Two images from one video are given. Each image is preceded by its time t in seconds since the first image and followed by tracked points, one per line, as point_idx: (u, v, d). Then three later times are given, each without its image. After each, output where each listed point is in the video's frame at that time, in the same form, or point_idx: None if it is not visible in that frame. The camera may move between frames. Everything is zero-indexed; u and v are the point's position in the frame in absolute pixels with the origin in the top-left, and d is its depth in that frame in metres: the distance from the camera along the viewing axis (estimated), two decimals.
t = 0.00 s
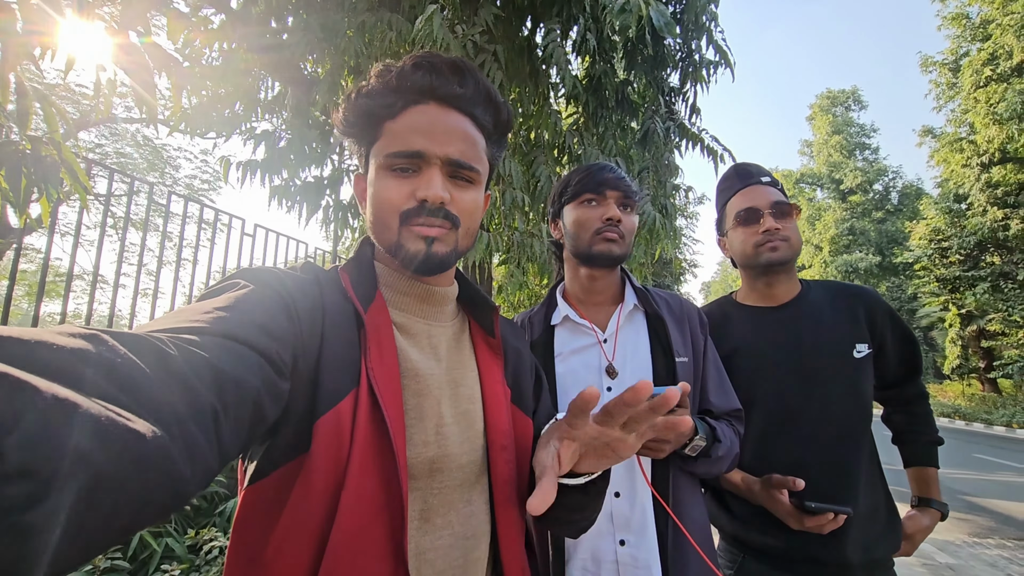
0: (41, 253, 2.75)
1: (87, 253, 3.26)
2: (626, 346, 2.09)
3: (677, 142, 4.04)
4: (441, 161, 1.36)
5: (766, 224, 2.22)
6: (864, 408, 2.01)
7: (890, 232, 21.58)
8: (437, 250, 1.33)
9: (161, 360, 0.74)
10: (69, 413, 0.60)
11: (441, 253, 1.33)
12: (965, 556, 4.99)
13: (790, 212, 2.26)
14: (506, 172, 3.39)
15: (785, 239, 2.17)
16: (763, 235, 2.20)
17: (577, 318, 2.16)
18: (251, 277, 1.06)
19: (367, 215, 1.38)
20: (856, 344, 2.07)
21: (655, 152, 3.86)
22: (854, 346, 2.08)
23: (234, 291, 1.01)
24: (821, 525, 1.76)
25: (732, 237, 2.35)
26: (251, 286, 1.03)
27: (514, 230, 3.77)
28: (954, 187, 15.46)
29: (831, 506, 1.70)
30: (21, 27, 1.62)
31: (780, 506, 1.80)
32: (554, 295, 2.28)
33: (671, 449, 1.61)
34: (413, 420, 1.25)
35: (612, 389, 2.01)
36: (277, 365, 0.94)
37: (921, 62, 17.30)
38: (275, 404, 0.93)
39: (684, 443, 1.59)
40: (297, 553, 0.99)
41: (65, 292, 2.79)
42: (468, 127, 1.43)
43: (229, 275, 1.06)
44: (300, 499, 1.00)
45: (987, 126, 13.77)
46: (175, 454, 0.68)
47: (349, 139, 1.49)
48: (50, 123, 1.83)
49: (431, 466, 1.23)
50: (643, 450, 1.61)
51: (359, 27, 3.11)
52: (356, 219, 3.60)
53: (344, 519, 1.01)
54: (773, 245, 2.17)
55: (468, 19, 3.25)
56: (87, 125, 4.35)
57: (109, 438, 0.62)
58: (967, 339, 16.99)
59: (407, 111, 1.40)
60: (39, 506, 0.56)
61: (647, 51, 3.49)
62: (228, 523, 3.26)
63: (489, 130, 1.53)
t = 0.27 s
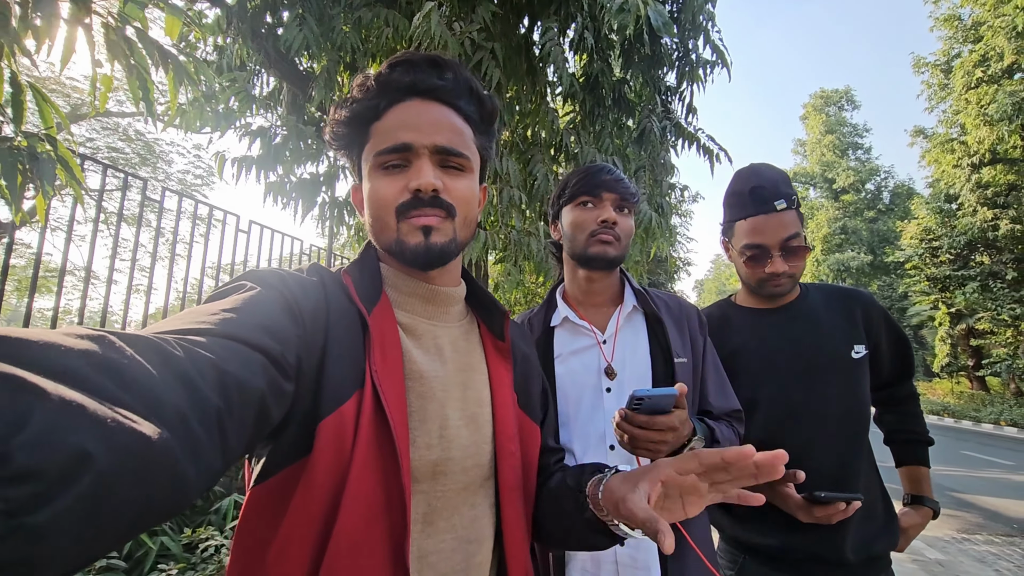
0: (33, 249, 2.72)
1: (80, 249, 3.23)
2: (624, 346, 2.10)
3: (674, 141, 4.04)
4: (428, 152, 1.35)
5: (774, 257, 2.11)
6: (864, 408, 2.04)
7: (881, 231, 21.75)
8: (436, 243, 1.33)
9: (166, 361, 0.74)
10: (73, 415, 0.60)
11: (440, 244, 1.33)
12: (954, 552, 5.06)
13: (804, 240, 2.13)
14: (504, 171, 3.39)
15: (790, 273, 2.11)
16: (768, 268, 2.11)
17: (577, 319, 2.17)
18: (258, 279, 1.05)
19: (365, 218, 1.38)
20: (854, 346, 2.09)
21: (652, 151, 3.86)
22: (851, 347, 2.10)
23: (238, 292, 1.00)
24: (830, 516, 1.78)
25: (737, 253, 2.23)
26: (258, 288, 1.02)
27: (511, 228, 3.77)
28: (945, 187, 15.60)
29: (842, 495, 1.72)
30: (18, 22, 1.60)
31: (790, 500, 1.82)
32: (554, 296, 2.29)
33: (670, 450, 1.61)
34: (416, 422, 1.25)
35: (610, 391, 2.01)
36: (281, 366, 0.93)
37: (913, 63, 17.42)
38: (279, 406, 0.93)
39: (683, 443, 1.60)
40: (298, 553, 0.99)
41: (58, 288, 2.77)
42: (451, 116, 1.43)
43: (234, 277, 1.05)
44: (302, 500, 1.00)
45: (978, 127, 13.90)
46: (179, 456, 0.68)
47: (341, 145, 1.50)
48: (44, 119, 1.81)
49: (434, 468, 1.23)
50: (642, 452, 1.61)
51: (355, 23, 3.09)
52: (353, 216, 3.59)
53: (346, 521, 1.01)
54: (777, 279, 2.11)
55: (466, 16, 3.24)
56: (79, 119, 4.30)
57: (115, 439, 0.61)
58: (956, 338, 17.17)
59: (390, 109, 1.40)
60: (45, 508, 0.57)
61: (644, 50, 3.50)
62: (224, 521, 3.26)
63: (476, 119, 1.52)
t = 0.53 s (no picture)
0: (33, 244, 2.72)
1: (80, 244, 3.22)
2: (628, 344, 2.11)
3: (675, 141, 4.05)
4: (438, 150, 1.36)
5: (776, 266, 2.11)
6: (867, 411, 2.04)
7: (881, 232, 21.78)
8: (448, 240, 1.33)
9: (177, 358, 0.74)
10: (86, 411, 0.60)
11: (452, 242, 1.33)
12: (950, 553, 5.08)
13: (807, 250, 2.13)
14: (505, 169, 3.38)
15: (791, 282, 2.11)
16: (770, 276, 2.11)
17: (582, 316, 2.14)
18: (265, 276, 1.04)
19: (373, 216, 1.38)
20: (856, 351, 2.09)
21: (653, 151, 3.87)
22: (854, 350, 2.11)
23: (247, 290, 1.00)
24: (836, 511, 1.76)
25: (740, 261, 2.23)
26: (267, 286, 1.02)
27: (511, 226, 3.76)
28: (945, 188, 15.60)
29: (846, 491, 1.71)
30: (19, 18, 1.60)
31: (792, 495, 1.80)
32: (556, 291, 2.26)
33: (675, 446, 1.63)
34: (422, 420, 1.25)
35: (616, 388, 2.01)
36: (289, 364, 0.93)
37: (914, 64, 17.41)
38: (287, 403, 0.93)
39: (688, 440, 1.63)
40: (305, 553, 1.00)
41: (58, 284, 2.76)
42: (460, 116, 1.44)
43: (244, 274, 1.04)
44: (311, 499, 1.01)
45: (979, 129, 13.90)
46: (190, 453, 0.68)
47: (348, 142, 1.49)
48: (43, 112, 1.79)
49: (440, 467, 1.24)
50: (648, 447, 1.62)
51: (357, 20, 3.08)
52: (354, 213, 3.58)
53: (354, 520, 1.02)
54: (778, 291, 2.12)
55: (468, 14, 3.23)
56: (78, 114, 4.28)
57: (127, 435, 0.61)
58: (954, 339, 17.21)
59: (400, 108, 1.41)
60: (58, 503, 0.56)
61: (647, 49, 3.51)
62: (223, 517, 3.26)
63: (483, 120, 1.54)
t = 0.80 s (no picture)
0: (38, 242, 2.73)
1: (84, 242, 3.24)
2: (642, 345, 2.13)
3: (679, 140, 4.02)
4: (433, 151, 1.36)
5: (782, 268, 2.09)
6: (872, 416, 2.03)
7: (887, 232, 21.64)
8: (442, 241, 1.32)
9: (162, 361, 0.74)
10: (70, 416, 0.60)
11: (446, 243, 1.33)
12: (956, 556, 5.04)
13: (813, 251, 2.12)
14: (508, 168, 3.38)
15: (798, 283, 2.09)
16: (776, 277, 2.10)
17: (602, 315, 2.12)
18: (253, 277, 1.04)
19: (365, 215, 1.37)
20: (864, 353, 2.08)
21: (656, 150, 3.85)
22: (860, 353, 2.09)
23: (234, 292, 1.00)
24: (840, 516, 1.78)
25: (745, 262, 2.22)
26: (254, 288, 1.02)
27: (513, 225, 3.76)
28: (952, 189, 15.48)
29: (854, 496, 1.73)
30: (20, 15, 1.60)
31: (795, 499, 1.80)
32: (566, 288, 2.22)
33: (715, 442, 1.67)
34: (414, 420, 1.25)
35: (634, 389, 2.02)
36: (278, 366, 0.93)
37: (922, 63, 17.28)
38: (276, 405, 0.93)
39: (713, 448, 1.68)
40: (294, 554, 1.00)
41: (62, 281, 2.78)
42: (455, 118, 1.44)
43: (230, 277, 1.05)
44: (301, 500, 1.01)
45: (987, 128, 13.79)
46: (178, 455, 0.68)
47: (340, 139, 1.47)
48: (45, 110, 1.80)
49: (432, 468, 1.24)
50: (696, 446, 1.63)
51: (360, 18, 3.08)
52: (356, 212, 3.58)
53: (345, 521, 1.01)
54: (784, 292, 2.10)
55: (472, 12, 3.22)
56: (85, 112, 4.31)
57: (112, 438, 0.61)
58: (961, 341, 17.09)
59: (395, 108, 1.40)
60: (44, 508, 0.56)
61: (651, 48, 3.49)
62: (225, 515, 3.27)
63: (476, 122, 1.54)
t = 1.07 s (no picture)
0: (42, 239, 2.74)
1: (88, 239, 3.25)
2: (648, 342, 2.14)
3: (683, 135, 4.01)
4: (442, 147, 1.36)
5: (794, 259, 2.07)
6: (882, 413, 2.01)
7: (893, 227, 21.52)
8: (449, 236, 1.32)
9: (160, 359, 0.74)
10: (70, 414, 0.60)
11: (453, 238, 1.33)
12: (962, 552, 5.03)
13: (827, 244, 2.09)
14: (511, 164, 3.37)
15: (810, 276, 2.07)
16: (787, 270, 2.08)
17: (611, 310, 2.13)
18: (251, 277, 1.05)
19: (370, 208, 1.36)
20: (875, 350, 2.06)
21: (660, 146, 3.84)
22: (871, 350, 2.07)
23: (231, 291, 1.00)
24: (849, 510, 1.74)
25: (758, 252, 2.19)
26: (251, 287, 1.02)
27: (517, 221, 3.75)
28: (959, 183, 15.37)
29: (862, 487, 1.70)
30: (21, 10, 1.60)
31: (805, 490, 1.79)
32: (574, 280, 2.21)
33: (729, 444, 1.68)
34: (415, 417, 1.25)
35: (642, 385, 2.02)
36: (276, 364, 0.94)
37: (929, 56, 17.13)
38: (274, 403, 0.93)
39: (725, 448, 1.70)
40: (296, 550, 1.00)
41: (67, 279, 2.78)
42: (460, 116, 1.45)
43: (228, 275, 1.05)
44: (302, 496, 1.01)
45: (994, 122, 13.68)
46: (176, 453, 0.68)
47: (342, 134, 1.46)
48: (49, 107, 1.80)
49: (434, 464, 1.24)
50: (710, 446, 1.64)
51: (363, 14, 3.07)
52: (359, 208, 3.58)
53: (345, 516, 1.02)
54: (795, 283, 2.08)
55: (474, 7, 3.21)
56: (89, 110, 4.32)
57: (111, 437, 0.61)
58: (967, 336, 16.99)
59: (402, 103, 1.40)
60: (42, 506, 0.56)
61: (654, 42, 3.48)
62: (231, 511, 3.29)
63: (475, 122, 1.55)
